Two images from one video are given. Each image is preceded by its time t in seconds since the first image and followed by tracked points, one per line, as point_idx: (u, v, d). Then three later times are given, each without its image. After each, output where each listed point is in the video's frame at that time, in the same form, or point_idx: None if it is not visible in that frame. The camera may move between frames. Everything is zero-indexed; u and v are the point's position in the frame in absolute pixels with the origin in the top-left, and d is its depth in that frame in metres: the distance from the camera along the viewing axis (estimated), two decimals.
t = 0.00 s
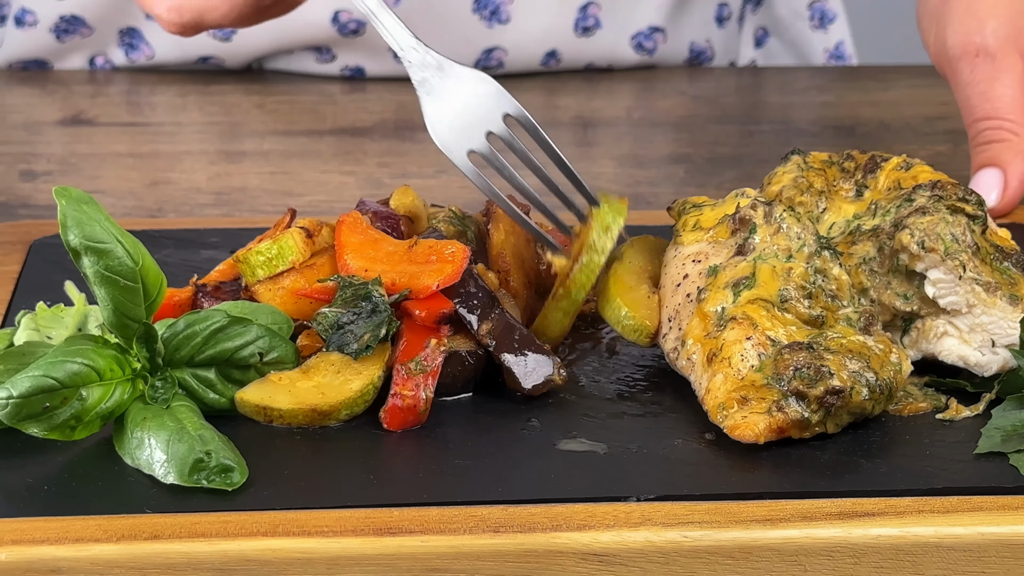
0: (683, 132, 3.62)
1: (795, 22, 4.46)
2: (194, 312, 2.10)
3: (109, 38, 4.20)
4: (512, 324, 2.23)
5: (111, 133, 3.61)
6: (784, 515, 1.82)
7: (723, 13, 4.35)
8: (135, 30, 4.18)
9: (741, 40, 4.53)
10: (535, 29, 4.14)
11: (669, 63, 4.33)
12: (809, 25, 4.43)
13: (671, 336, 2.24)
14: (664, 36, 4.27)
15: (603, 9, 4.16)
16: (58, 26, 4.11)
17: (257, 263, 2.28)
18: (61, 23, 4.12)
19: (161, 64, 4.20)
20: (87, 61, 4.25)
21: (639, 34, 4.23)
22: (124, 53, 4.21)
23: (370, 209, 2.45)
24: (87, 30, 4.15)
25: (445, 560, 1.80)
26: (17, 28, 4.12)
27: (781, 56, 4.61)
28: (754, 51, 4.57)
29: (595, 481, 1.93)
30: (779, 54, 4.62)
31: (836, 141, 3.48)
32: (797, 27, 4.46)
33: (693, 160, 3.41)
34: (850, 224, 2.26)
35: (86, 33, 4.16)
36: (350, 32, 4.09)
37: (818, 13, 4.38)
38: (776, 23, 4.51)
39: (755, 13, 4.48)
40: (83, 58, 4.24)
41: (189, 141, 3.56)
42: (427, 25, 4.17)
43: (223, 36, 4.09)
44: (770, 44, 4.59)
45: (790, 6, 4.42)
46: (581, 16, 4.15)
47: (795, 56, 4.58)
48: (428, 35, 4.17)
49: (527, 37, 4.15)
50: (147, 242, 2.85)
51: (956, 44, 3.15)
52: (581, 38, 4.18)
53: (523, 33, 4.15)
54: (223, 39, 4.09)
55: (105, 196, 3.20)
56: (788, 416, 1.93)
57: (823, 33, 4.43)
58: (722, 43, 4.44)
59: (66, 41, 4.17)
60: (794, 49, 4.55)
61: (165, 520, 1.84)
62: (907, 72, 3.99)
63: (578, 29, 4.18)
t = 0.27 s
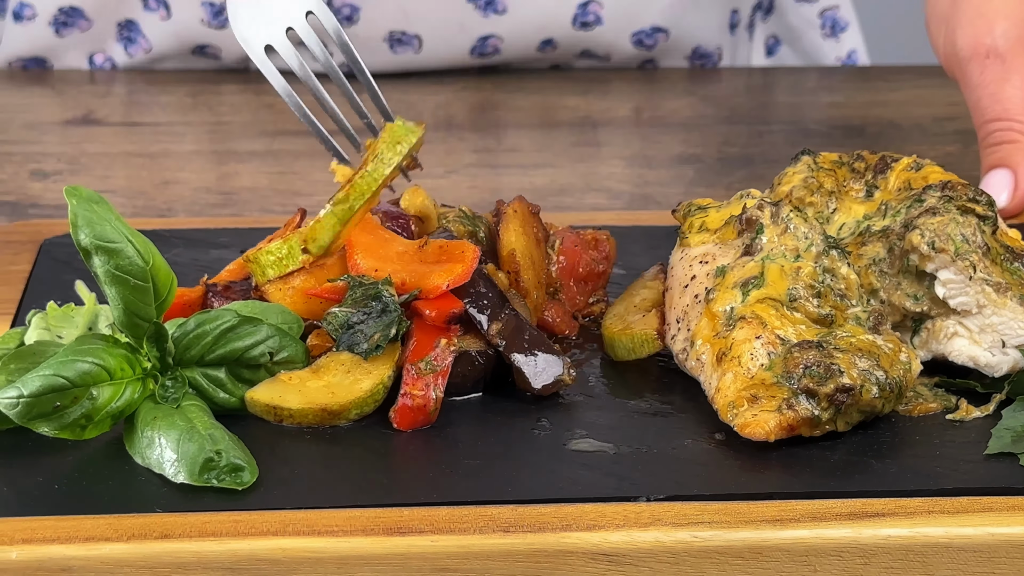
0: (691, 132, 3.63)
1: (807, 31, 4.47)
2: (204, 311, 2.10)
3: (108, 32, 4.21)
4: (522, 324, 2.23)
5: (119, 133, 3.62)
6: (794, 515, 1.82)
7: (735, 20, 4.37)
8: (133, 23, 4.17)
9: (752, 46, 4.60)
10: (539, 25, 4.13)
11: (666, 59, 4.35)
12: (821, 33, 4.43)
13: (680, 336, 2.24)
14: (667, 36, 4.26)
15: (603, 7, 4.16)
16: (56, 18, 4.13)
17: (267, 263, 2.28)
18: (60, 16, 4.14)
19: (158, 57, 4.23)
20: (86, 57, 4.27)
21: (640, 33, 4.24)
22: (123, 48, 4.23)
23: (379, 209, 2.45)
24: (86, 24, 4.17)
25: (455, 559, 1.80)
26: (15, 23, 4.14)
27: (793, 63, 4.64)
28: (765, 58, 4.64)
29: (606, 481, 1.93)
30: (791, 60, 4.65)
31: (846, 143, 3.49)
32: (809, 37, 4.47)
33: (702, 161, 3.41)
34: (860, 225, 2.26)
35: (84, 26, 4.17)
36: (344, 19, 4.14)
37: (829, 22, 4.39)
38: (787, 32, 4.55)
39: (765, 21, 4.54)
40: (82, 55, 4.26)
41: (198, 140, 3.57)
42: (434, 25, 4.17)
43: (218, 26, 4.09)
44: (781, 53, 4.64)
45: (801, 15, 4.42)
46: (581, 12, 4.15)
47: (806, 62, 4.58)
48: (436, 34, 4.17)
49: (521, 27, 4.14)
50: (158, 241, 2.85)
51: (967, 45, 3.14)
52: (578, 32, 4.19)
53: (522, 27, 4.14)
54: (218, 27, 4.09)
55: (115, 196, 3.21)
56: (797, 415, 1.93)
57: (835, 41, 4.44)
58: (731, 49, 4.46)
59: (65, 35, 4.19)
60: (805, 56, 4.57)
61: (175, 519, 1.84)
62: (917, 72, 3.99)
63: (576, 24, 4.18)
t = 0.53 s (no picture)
0: (701, 132, 3.63)
1: (817, 38, 4.40)
2: (215, 310, 2.11)
3: (102, 35, 4.21)
4: (540, 327, 2.25)
5: (128, 133, 3.63)
6: (804, 516, 1.82)
7: (740, 26, 4.36)
8: (127, 28, 4.18)
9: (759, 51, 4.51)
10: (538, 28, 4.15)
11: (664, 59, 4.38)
12: (832, 40, 4.38)
13: (689, 337, 2.24)
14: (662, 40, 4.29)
15: (599, 10, 4.18)
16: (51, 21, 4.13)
17: (276, 262, 2.29)
18: (55, 19, 4.15)
19: (153, 62, 4.23)
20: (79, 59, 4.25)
21: (635, 35, 4.27)
22: (118, 52, 4.22)
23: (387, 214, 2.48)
24: (81, 27, 4.17)
25: (464, 559, 1.80)
26: (10, 25, 4.15)
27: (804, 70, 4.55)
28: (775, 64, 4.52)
29: (616, 481, 1.93)
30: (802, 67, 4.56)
31: (855, 143, 3.49)
32: (820, 43, 4.41)
33: (711, 161, 3.42)
34: (870, 225, 2.26)
35: (78, 29, 4.17)
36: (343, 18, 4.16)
37: (839, 29, 4.34)
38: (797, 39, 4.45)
39: (774, 27, 4.46)
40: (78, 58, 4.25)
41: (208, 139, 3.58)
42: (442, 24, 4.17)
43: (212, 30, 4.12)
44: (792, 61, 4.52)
45: (810, 20, 4.37)
46: (576, 15, 4.17)
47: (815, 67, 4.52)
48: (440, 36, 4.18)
49: (518, 30, 4.15)
50: (168, 241, 2.86)
51: (977, 45, 3.14)
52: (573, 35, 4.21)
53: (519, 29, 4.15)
54: (213, 33, 4.13)
55: (125, 196, 3.22)
56: (808, 415, 1.93)
57: (846, 49, 4.38)
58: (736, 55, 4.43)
59: (59, 38, 4.18)
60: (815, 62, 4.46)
61: (185, 519, 1.85)
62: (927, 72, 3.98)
63: (572, 28, 4.19)
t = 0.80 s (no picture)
0: (712, 132, 3.64)
1: (832, 30, 4.44)
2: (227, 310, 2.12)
3: (124, 33, 4.23)
4: (570, 322, 2.22)
5: (138, 132, 3.64)
6: (814, 516, 1.82)
7: (755, 19, 4.39)
8: (150, 25, 4.21)
9: (777, 46, 4.57)
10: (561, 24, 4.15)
11: (686, 58, 4.38)
12: (847, 32, 4.41)
13: (700, 337, 2.24)
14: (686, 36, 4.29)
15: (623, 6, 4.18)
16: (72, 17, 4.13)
17: (286, 262, 2.32)
18: (77, 15, 4.14)
19: (178, 57, 4.24)
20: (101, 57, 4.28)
21: (659, 32, 4.26)
22: (139, 48, 4.25)
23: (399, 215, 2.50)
24: (102, 23, 4.18)
25: (474, 559, 1.80)
26: (32, 22, 4.14)
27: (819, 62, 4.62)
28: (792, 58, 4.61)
29: (626, 481, 1.93)
30: (818, 60, 4.62)
31: (866, 143, 3.50)
32: (835, 35, 4.45)
33: (722, 161, 3.43)
34: (880, 226, 2.26)
35: (101, 26, 4.19)
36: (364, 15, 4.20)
37: (854, 20, 4.38)
38: (813, 31, 4.52)
39: (791, 20, 4.52)
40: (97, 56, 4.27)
41: (219, 138, 3.59)
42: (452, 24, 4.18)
43: (237, 26, 4.11)
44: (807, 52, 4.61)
45: (827, 14, 4.41)
46: (600, 11, 4.17)
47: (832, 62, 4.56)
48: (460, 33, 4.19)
49: (543, 27, 4.15)
50: (178, 240, 2.87)
51: (988, 45, 2.97)
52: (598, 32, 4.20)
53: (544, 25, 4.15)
54: (238, 28, 4.12)
55: (136, 196, 3.23)
56: (818, 415, 1.93)
57: (861, 40, 4.41)
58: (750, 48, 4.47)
59: (81, 34, 4.19)
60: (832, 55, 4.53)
61: (196, 518, 1.85)
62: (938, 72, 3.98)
63: (596, 24, 4.19)
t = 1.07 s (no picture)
0: (722, 133, 3.65)
1: (846, 30, 4.41)
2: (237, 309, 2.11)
3: (135, 33, 4.23)
4: (580, 324, 2.23)
5: (147, 132, 3.65)
6: (824, 516, 1.82)
7: (770, 20, 4.38)
8: (161, 25, 4.20)
9: (791, 47, 4.53)
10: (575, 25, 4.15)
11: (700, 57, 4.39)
12: (860, 33, 4.39)
13: (710, 337, 2.24)
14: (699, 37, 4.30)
15: (636, 8, 4.19)
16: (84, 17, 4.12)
17: (296, 261, 2.31)
18: (89, 15, 4.13)
19: (188, 57, 4.24)
20: (112, 57, 4.28)
21: (673, 34, 4.27)
22: (151, 48, 4.25)
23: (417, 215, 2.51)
24: (114, 23, 4.18)
25: (484, 559, 1.81)
26: (44, 22, 4.14)
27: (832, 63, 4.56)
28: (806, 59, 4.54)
29: (636, 481, 1.93)
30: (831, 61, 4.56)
31: (876, 144, 3.50)
32: (849, 37, 4.42)
33: (731, 162, 3.44)
34: (890, 227, 2.26)
35: (112, 26, 4.18)
36: (377, 20, 4.18)
37: (868, 21, 4.36)
38: (827, 32, 4.47)
39: (805, 22, 4.47)
40: (106, 54, 4.27)
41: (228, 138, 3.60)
42: (460, 24, 4.18)
43: (250, 27, 4.13)
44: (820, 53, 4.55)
45: (841, 14, 4.38)
46: (612, 14, 4.18)
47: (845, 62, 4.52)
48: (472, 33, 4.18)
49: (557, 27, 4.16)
50: (188, 240, 2.87)
51: (999, 45, 2.94)
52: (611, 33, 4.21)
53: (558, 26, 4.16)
54: (250, 28, 4.14)
55: (146, 195, 3.24)
56: (827, 415, 1.93)
57: (874, 41, 4.39)
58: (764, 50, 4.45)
59: (92, 34, 4.18)
60: (846, 56, 4.49)
61: (206, 517, 1.85)
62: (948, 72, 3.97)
63: (608, 26, 4.20)
